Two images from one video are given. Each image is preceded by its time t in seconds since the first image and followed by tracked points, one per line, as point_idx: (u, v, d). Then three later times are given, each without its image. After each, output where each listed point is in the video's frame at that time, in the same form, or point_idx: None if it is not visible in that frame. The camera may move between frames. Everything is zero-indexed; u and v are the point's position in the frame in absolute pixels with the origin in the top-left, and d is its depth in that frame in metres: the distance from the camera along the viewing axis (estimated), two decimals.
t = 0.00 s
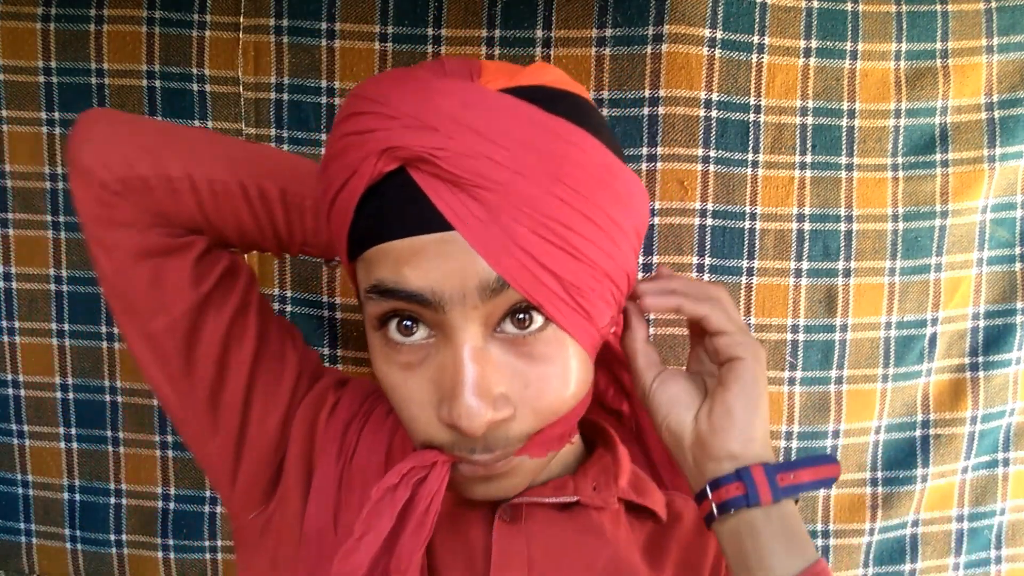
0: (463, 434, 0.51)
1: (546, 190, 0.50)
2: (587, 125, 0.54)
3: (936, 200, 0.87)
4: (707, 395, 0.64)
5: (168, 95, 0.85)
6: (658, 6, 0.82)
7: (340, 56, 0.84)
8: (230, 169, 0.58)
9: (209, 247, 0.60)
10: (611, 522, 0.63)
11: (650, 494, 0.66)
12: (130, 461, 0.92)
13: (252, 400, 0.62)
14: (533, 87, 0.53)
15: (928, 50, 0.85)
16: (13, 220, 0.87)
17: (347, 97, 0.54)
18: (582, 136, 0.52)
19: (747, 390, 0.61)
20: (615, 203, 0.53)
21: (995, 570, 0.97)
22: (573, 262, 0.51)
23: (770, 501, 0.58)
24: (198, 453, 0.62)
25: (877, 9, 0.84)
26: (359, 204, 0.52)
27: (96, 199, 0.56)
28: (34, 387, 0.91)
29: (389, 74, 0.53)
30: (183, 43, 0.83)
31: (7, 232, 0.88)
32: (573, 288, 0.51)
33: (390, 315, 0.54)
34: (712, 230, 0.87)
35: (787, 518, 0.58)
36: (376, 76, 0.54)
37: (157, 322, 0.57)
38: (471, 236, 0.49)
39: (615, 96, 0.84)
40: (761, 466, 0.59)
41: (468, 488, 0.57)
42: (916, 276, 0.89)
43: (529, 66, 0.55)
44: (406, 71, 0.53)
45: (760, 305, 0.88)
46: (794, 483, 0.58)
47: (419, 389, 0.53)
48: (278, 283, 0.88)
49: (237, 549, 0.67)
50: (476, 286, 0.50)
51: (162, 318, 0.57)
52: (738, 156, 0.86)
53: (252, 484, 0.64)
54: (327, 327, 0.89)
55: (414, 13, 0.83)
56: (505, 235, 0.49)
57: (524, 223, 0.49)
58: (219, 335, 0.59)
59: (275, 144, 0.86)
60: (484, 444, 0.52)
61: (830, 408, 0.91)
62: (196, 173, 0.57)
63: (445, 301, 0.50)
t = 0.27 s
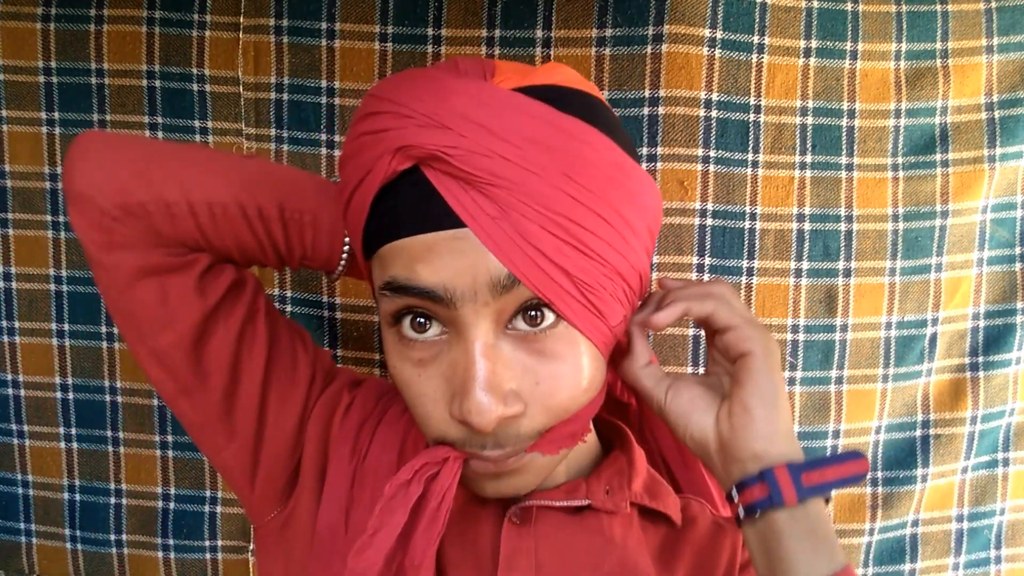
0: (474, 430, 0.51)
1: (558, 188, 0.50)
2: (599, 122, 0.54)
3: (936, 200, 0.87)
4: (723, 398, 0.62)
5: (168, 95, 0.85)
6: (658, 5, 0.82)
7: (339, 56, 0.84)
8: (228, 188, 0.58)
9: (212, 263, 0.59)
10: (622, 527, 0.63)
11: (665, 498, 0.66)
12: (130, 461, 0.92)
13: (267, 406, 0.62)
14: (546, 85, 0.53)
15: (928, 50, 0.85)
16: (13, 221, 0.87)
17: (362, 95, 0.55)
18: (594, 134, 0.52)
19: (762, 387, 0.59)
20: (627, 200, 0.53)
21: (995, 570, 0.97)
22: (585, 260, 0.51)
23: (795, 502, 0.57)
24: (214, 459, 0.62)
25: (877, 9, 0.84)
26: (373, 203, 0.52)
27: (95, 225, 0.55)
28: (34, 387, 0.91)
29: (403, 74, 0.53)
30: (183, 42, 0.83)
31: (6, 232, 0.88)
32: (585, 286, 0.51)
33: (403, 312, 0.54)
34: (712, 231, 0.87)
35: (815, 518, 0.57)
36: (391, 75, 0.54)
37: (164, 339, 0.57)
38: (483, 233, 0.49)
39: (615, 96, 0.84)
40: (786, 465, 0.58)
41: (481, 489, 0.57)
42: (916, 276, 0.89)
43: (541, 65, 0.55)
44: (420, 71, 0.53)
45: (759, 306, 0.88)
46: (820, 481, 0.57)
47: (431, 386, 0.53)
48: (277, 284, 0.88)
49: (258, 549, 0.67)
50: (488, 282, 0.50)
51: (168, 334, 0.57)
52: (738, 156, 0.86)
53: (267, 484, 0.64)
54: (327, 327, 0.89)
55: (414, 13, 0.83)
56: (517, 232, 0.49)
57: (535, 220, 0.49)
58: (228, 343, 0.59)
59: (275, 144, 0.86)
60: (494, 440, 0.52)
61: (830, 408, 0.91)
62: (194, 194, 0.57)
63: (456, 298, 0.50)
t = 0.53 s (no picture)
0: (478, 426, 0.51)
1: (563, 186, 0.50)
2: (604, 124, 0.54)
3: (936, 200, 0.87)
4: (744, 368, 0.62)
5: (168, 95, 0.85)
6: (658, 6, 0.82)
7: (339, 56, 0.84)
8: (227, 184, 0.58)
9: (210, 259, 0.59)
10: (620, 523, 0.63)
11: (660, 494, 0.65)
12: (130, 461, 0.92)
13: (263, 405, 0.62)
14: (553, 86, 0.53)
15: (928, 50, 0.85)
16: (13, 220, 0.87)
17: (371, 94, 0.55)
18: (599, 134, 0.52)
19: (784, 362, 0.59)
20: (633, 201, 0.53)
21: (995, 570, 0.97)
22: (590, 259, 0.51)
23: (815, 479, 0.57)
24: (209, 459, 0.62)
25: (877, 9, 0.84)
26: (380, 201, 0.52)
27: (94, 220, 0.55)
28: (34, 387, 0.91)
29: (411, 72, 0.53)
30: (183, 43, 0.83)
31: (6, 232, 0.88)
32: (590, 285, 0.51)
33: (408, 308, 0.54)
34: (712, 230, 0.87)
35: (835, 494, 0.57)
36: (399, 74, 0.54)
37: (160, 336, 0.56)
38: (489, 231, 0.49)
39: (615, 96, 0.84)
40: (806, 441, 0.57)
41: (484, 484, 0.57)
42: (916, 276, 0.89)
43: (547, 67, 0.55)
44: (428, 70, 0.53)
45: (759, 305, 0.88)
46: (840, 458, 0.57)
47: (435, 381, 0.53)
48: (277, 284, 0.88)
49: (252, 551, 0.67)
50: (493, 279, 0.50)
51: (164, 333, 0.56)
52: (738, 156, 0.86)
53: (263, 485, 0.63)
54: (328, 327, 0.89)
55: (414, 13, 0.83)
56: (522, 230, 0.49)
57: (541, 219, 0.49)
58: (226, 342, 0.59)
59: (275, 145, 0.86)
60: (497, 435, 0.53)
61: (830, 408, 0.91)
62: (193, 190, 0.57)
63: (461, 294, 0.50)
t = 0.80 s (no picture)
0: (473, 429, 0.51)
1: (558, 191, 0.50)
2: (598, 128, 0.54)
3: (936, 200, 0.87)
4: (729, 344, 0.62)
5: (168, 96, 0.85)
6: (658, 6, 0.82)
7: (339, 56, 0.84)
8: (217, 191, 0.57)
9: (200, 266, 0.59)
10: (614, 515, 0.63)
11: (649, 484, 0.65)
12: (130, 460, 0.92)
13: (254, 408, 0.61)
14: (550, 91, 0.53)
15: (928, 50, 0.85)
16: (13, 220, 0.87)
17: (367, 98, 0.55)
18: (593, 139, 0.52)
19: (772, 335, 0.59)
20: (626, 207, 0.53)
21: (995, 570, 0.97)
22: (584, 264, 0.51)
23: (809, 441, 0.57)
24: (200, 467, 0.61)
25: (877, 9, 0.84)
26: (376, 204, 0.52)
27: (81, 229, 0.54)
28: (34, 387, 0.91)
29: (408, 76, 0.53)
30: (183, 43, 0.83)
31: (6, 232, 0.88)
32: (584, 290, 0.52)
33: (404, 312, 0.54)
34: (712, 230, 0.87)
35: (827, 458, 0.57)
36: (394, 78, 0.54)
37: (149, 347, 0.55)
38: (485, 236, 0.49)
39: (615, 96, 0.84)
40: (798, 408, 0.58)
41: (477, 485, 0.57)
42: (916, 276, 0.89)
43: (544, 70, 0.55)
44: (425, 74, 0.53)
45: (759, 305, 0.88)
46: (831, 421, 0.57)
47: (430, 383, 0.53)
48: (278, 284, 0.88)
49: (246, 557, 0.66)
50: (488, 284, 0.50)
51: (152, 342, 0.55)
52: (738, 156, 0.86)
53: (255, 491, 0.63)
54: (327, 327, 0.89)
55: (414, 13, 0.83)
56: (517, 235, 0.49)
57: (537, 224, 0.49)
58: (216, 348, 0.58)
59: (275, 145, 0.86)
60: (491, 438, 0.53)
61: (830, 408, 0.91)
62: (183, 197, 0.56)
63: (457, 299, 0.50)
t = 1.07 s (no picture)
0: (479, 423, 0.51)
1: (559, 186, 0.50)
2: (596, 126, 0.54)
3: (936, 200, 0.87)
4: (746, 366, 0.61)
5: (168, 95, 0.85)
6: (658, 5, 0.82)
7: (339, 56, 0.84)
8: (187, 209, 0.56)
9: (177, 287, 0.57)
10: (609, 524, 0.63)
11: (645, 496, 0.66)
12: (130, 461, 0.92)
13: (241, 420, 0.60)
14: (548, 91, 0.53)
15: (929, 50, 0.85)
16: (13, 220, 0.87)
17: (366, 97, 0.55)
18: (592, 135, 0.52)
19: (787, 360, 0.58)
20: (625, 201, 0.53)
21: (995, 570, 0.97)
22: (585, 258, 0.51)
23: (818, 475, 0.56)
24: (188, 483, 0.59)
25: (877, 9, 0.84)
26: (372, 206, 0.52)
27: (47, 258, 0.52)
28: (34, 387, 0.91)
29: (408, 76, 0.53)
30: (183, 43, 0.83)
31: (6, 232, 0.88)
32: (585, 284, 0.51)
33: (407, 309, 0.54)
34: (712, 230, 0.87)
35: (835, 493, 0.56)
36: (393, 77, 0.54)
37: (128, 371, 0.54)
38: (488, 231, 0.49)
39: (615, 96, 0.84)
40: (810, 439, 0.57)
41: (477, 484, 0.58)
42: (916, 276, 0.89)
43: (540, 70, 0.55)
44: (425, 74, 0.53)
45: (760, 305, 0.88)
46: (844, 456, 0.56)
47: (434, 380, 0.53)
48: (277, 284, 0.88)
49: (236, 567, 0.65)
50: (493, 279, 0.50)
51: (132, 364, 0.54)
52: (738, 156, 0.86)
53: (247, 503, 0.62)
54: (327, 327, 0.89)
55: (414, 13, 0.83)
56: (519, 230, 0.49)
57: (539, 219, 0.49)
58: (200, 366, 0.56)
59: (275, 145, 0.86)
60: (497, 432, 0.53)
61: (830, 408, 0.91)
62: (154, 218, 0.55)
63: (462, 295, 0.50)
